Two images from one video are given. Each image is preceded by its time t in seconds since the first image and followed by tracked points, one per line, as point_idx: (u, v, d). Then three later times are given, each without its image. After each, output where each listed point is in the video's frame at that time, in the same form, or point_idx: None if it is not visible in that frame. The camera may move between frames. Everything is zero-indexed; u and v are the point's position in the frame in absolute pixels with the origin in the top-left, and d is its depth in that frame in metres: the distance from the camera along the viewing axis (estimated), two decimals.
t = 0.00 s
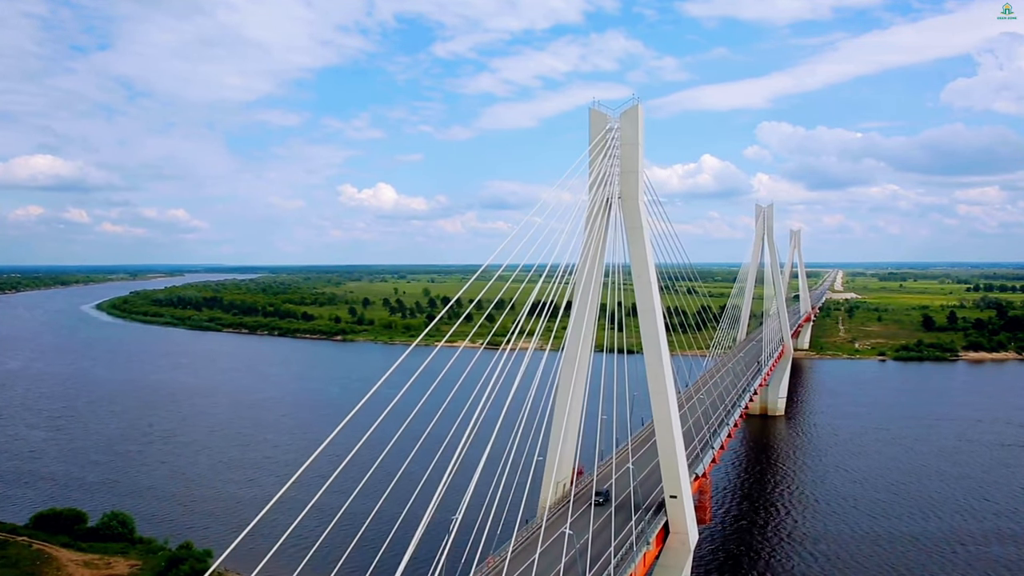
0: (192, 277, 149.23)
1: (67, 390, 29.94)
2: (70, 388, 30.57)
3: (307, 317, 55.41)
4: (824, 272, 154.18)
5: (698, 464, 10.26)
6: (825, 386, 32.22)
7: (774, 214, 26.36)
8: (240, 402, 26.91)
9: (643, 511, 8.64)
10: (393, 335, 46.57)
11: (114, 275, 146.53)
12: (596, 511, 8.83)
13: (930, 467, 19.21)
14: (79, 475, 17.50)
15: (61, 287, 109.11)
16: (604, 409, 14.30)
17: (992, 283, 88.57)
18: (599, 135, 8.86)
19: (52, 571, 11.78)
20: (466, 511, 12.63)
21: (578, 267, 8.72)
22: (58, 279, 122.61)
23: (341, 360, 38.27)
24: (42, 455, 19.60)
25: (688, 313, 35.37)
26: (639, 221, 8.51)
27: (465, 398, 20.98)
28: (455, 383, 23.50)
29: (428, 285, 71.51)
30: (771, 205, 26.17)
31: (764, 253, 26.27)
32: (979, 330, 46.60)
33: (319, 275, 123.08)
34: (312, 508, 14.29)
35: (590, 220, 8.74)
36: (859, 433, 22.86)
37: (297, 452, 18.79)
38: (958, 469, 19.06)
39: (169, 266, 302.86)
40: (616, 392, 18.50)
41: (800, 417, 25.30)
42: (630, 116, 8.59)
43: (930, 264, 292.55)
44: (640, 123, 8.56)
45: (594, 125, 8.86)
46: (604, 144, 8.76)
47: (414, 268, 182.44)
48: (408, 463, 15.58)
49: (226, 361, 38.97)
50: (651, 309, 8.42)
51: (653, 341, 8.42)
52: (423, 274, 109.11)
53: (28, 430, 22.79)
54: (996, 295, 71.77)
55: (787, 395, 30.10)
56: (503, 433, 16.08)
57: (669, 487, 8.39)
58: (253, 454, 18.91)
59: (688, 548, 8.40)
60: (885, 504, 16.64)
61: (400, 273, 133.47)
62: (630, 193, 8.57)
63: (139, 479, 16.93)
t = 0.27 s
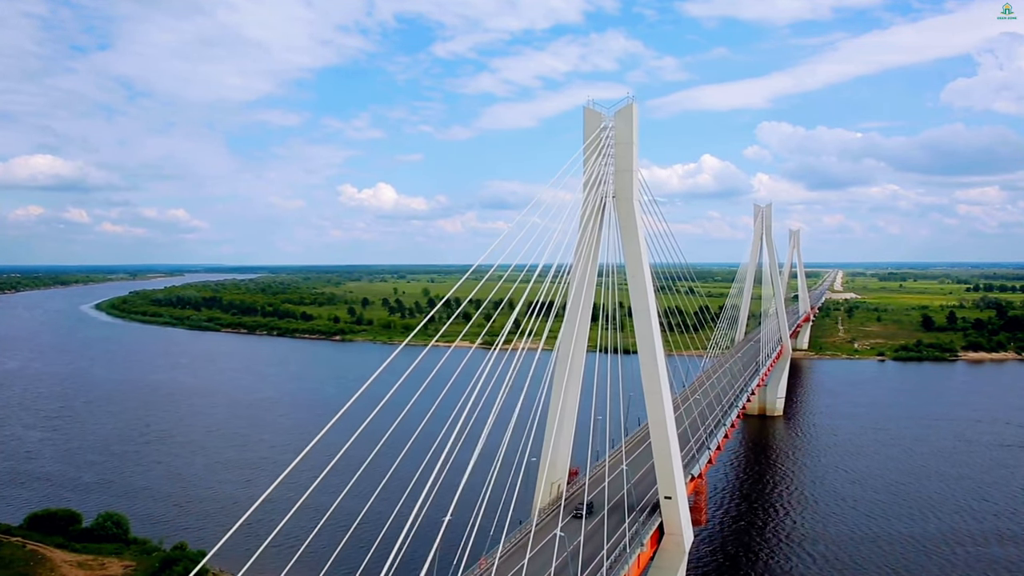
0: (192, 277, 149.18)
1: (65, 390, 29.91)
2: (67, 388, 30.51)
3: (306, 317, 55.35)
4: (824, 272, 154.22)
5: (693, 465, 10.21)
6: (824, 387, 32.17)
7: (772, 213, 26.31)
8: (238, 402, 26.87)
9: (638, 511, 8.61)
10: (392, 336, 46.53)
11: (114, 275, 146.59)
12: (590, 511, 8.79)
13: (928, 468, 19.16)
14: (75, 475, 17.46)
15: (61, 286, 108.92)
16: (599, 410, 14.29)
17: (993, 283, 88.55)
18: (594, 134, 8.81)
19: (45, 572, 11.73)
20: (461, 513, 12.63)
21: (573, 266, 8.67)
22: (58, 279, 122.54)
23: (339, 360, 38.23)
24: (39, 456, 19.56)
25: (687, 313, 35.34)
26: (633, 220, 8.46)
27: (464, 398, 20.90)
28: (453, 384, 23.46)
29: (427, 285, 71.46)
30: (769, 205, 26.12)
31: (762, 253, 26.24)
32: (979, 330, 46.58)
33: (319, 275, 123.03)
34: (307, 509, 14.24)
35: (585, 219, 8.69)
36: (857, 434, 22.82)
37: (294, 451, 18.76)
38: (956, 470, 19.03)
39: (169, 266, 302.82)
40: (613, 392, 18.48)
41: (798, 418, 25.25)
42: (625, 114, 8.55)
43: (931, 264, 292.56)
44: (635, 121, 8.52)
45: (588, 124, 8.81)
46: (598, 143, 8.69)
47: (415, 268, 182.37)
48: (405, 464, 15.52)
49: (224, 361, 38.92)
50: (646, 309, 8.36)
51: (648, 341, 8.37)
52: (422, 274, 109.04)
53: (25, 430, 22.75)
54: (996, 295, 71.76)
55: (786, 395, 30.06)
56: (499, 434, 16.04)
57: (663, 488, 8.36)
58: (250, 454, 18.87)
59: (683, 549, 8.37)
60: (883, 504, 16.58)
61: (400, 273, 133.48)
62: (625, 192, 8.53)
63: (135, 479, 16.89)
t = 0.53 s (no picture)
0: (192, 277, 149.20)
1: (63, 390, 29.88)
2: (65, 388, 30.46)
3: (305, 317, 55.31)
4: (824, 272, 154.28)
5: (689, 466, 10.15)
6: (823, 387, 32.11)
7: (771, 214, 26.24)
8: (235, 402, 26.83)
9: (632, 513, 8.55)
10: (391, 335, 46.48)
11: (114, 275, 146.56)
12: (584, 513, 8.74)
13: (926, 468, 19.10)
14: (71, 476, 17.42)
15: (61, 286, 108.80)
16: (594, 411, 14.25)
17: (993, 283, 88.54)
18: (588, 133, 8.75)
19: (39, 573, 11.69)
20: (453, 514, 12.62)
21: (567, 266, 8.62)
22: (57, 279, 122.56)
23: (338, 360, 38.19)
24: (35, 456, 19.52)
25: (686, 313, 35.27)
26: (627, 220, 8.41)
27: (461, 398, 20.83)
28: (451, 385, 23.37)
29: (427, 285, 71.43)
30: (768, 205, 26.05)
31: (760, 253, 26.18)
32: (978, 330, 46.56)
33: (319, 275, 122.95)
34: (302, 510, 14.17)
35: (579, 219, 8.65)
36: (855, 434, 22.76)
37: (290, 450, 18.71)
38: (954, 470, 18.98)
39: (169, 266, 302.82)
40: (610, 393, 18.44)
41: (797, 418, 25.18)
42: (619, 114, 8.50)
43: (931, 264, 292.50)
44: (629, 120, 8.47)
45: (582, 123, 8.76)
46: (592, 142, 8.64)
47: (415, 267, 182.28)
48: (401, 465, 15.45)
49: (222, 361, 38.87)
50: (640, 309, 8.32)
51: (642, 341, 8.32)
52: (422, 275, 109.02)
53: (22, 430, 22.71)
54: (996, 295, 71.76)
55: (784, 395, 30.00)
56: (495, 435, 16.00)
57: (658, 489, 8.30)
58: (247, 454, 18.84)
59: (678, 550, 8.32)
60: (881, 506, 16.52)
61: (399, 273, 133.49)
62: (619, 192, 8.48)
63: (130, 480, 16.84)
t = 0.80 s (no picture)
0: (191, 278, 149.31)
1: (60, 391, 29.85)
2: (63, 388, 30.43)
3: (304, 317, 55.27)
4: (824, 272, 154.36)
5: (685, 467, 10.09)
6: (822, 387, 32.07)
7: (770, 213, 26.18)
8: (233, 402, 26.81)
9: (627, 514, 8.50)
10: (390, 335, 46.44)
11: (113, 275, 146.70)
12: (578, 514, 8.69)
13: (924, 469, 19.05)
14: (66, 476, 17.38)
15: (61, 287, 108.83)
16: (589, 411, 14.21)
17: (993, 283, 88.56)
18: (582, 132, 8.70)
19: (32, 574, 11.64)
20: (446, 514, 12.60)
21: (561, 265, 8.57)
22: (58, 279, 122.71)
23: (336, 360, 38.18)
24: (31, 456, 19.47)
25: (685, 313, 35.25)
26: (622, 220, 8.36)
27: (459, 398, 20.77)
28: (449, 384, 23.32)
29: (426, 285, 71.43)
30: (767, 205, 25.98)
31: (759, 253, 26.12)
32: (978, 330, 46.56)
33: (318, 275, 122.92)
34: (297, 510, 14.12)
35: (574, 219, 8.60)
36: (853, 435, 22.70)
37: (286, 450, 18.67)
38: (952, 471, 18.92)
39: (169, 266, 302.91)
40: (606, 393, 18.38)
41: (796, 419, 25.10)
42: (614, 112, 8.46)
43: (931, 263, 292.54)
44: (623, 119, 8.42)
45: (577, 122, 8.71)
46: (587, 141, 8.59)
47: (414, 268, 182.26)
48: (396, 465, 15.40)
49: (221, 361, 38.84)
50: (635, 309, 8.27)
51: (637, 341, 8.27)
52: (422, 275, 108.98)
53: (19, 430, 22.68)
54: (996, 295, 71.78)
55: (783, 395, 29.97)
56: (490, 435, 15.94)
57: (652, 490, 8.25)
58: (243, 455, 18.78)
59: (673, 552, 8.27)
60: (878, 506, 16.46)
61: (399, 273, 133.54)
62: (613, 191, 8.43)
63: (126, 481, 16.79)
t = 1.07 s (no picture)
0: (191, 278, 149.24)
1: (58, 391, 29.80)
2: (60, 389, 30.36)
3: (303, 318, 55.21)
4: (824, 272, 154.40)
5: (680, 468, 10.03)
6: (821, 388, 32.00)
7: (769, 213, 26.10)
8: (231, 402, 26.76)
9: (621, 515, 8.45)
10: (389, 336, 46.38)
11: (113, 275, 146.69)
12: (572, 515, 8.64)
13: (922, 469, 19.01)
14: (62, 477, 17.32)
15: (60, 287, 108.82)
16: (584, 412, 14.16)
17: (993, 283, 88.56)
18: (577, 131, 8.65)
19: None
20: (439, 513, 12.58)
21: (555, 265, 8.53)
22: (58, 279, 122.73)
23: (335, 360, 38.13)
24: (27, 457, 19.42)
25: (685, 313, 35.21)
26: (616, 220, 8.31)
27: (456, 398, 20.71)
28: (447, 384, 23.27)
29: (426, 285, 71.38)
30: (766, 204, 25.90)
31: (758, 253, 26.05)
32: (977, 330, 46.53)
33: (318, 275, 123.18)
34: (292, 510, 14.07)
35: (568, 219, 8.56)
36: (852, 436, 22.63)
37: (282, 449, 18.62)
38: (951, 471, 18.87)
39: (169, 266, 302.89)
40: (603, 394, 18.31)
41: (795, 419, 25.00)
42: (608, 111, 8.40)
43: (931, 263, 292.52)
44: (618, 118, 8.36)
45: (571, 121, 8.66)
46: (580, 141, 8.55)
47: (414, 268, 182.20)
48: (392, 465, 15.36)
49: (219, 361, 38.80)
50: (629, 309, 8.22)
51: (631, 341, 8.22)
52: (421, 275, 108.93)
53: (15, 430, 22.63)
54: (996, 295, 71.80)
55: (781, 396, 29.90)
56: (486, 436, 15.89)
57: (647, 491, 8.19)
58: (240, 455, 18.74)
59: (667, 554, 8.22)
60: (876, 507, 16.42)
61: (399, 273, 133.59)
62: (608, 191, 8.38)
63: (122, 481, 16.74)
